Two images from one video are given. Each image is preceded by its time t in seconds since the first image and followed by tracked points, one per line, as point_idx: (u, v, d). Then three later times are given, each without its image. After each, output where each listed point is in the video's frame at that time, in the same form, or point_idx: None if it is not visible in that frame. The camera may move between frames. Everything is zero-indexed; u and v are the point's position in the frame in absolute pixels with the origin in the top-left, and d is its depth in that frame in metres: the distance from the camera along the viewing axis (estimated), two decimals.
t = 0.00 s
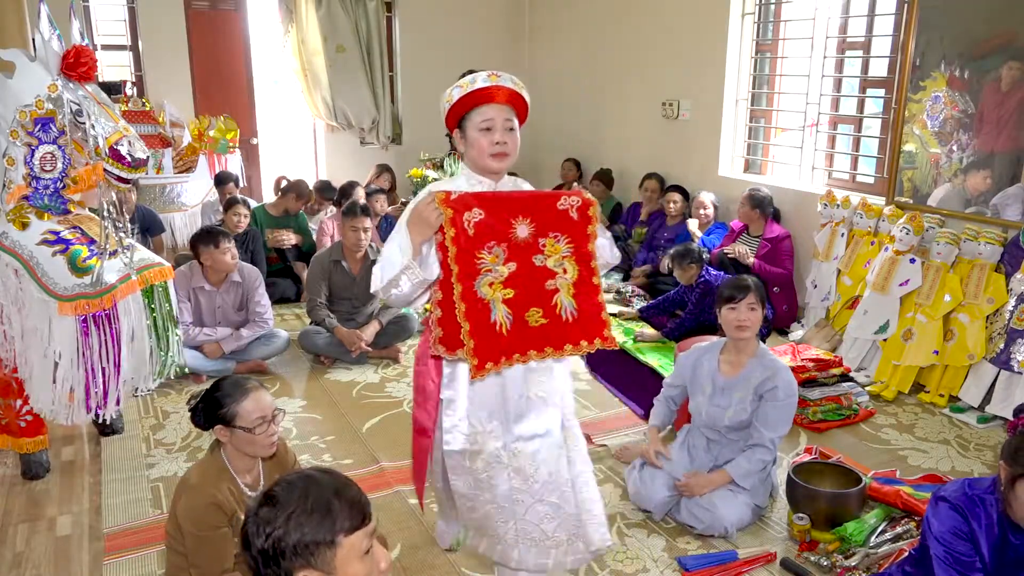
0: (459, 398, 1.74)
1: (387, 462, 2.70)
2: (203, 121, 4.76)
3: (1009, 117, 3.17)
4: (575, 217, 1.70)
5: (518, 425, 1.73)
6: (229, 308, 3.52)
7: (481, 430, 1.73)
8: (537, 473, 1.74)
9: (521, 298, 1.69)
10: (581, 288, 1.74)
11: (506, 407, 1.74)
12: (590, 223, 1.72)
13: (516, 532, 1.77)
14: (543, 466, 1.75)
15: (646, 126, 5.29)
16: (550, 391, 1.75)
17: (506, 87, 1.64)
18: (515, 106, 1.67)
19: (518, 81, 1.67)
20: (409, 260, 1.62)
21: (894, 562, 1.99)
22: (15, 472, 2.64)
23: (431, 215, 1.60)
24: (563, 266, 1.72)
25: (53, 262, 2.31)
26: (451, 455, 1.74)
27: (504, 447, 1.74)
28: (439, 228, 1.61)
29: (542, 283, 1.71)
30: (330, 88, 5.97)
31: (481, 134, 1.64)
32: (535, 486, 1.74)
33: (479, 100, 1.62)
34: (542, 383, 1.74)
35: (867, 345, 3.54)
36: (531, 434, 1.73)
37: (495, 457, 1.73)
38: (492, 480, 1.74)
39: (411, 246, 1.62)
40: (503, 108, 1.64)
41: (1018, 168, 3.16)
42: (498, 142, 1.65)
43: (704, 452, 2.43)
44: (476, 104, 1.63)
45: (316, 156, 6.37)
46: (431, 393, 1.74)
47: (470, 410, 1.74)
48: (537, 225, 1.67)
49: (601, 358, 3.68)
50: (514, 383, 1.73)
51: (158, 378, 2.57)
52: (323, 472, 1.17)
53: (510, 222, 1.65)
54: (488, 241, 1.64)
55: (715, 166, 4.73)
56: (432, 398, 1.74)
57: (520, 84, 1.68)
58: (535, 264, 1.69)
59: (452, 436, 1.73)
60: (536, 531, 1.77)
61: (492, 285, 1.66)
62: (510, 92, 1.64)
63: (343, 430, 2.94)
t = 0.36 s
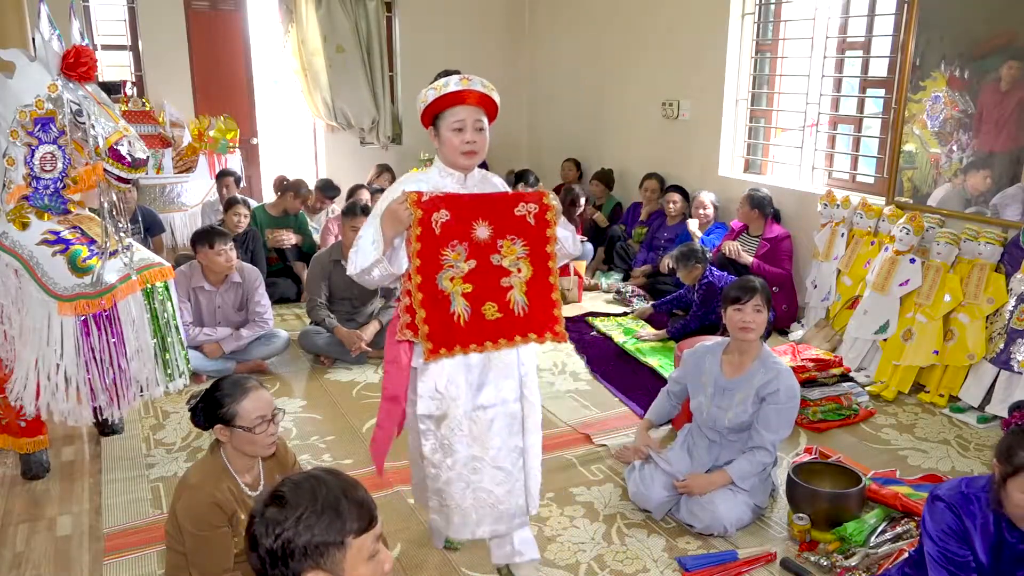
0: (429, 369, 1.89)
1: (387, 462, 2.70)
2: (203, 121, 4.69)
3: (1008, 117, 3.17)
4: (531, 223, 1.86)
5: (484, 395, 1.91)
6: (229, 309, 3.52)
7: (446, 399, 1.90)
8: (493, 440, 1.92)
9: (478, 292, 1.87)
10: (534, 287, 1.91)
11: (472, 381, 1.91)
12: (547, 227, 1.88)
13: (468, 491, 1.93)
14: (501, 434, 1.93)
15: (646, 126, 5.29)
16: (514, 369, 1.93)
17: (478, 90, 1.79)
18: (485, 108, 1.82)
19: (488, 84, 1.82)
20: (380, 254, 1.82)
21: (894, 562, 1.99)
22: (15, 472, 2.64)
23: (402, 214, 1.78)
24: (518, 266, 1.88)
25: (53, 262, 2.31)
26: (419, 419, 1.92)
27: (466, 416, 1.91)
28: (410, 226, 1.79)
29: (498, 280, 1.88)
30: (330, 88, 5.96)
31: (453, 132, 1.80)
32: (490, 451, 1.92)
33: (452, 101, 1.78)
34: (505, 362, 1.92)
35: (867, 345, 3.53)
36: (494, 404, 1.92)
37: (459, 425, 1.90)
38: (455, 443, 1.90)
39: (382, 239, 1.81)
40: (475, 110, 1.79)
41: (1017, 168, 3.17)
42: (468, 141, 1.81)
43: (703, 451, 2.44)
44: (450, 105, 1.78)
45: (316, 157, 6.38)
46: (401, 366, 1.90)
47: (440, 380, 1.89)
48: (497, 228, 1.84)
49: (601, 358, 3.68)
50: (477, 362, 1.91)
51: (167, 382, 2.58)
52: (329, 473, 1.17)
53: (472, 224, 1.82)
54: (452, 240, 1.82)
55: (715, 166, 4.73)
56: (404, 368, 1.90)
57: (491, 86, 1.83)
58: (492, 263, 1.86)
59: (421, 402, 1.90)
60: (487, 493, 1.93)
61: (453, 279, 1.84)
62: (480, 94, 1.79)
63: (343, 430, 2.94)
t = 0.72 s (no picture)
0: (425, 348, 2.03)
1: (387, 462, 2.70)
2: (203, 121, 4.67)
3: (1008, 117, 3.18)
4: (516, 203, 1.99)
5: (478, 374, 2.05)
6: (229, 309, 3.52)
7: (444, 376, 2.05)
8: (490, 413, 2.08)
9: (467, 270, 2.00)
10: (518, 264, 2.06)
11: (466, 359, 2.05)
12: (531, 207, 2.02)
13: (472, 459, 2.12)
14: (497, 408, 2.09)
15: (646, 126, 5.30)
16: (504, 345, 2.09)
17: (463, 76, 1.90)
18: (472, 94, 1.93)
19: (474, 72, 1.93)
20: (374, 235, 1.90)
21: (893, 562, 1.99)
22: (15, 472, 2.64)
23: (395, 194, 1.86)
24: (504, 245, 2.02)
25: (53, 262, 2.31)
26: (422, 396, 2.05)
27: (462, 391, 2.06)
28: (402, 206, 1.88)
29: (485, 259, 2.01)
30: (329, 88, 5.96)
31: (440, 118, 1.91)
32: (488, 424, 2.09)
33: (439, 88, 1.88)
34: (494, 340, 2.08)
35: (867, 345, 3.53)
36: (488, 381, 2.07)
37: (457, 400, 2.06)
38: (456, 418, 2.07)
39: (376, 220, 1.89)
40: (461, 96, 1.89)
41: (1017, 168, 3.17)
42: (455, 125, 1.91)
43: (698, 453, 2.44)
44: (437, 91, 1.89)
45: (316, 156, 6.40)
46: (394, 343, 2.01)
47: (437, 358, 2.04)
48: (485, 209, 1.96)
49: (601, 357, 3.68)
50: (470, 339, 2.04)
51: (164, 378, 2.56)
52: (331, 471, 1.17)
53: (461, 206, 1.93)
54: (442, 221, 1.92)
55: (715, 166, 4.73)
56: (396, 349, 2.01)
57: (476, 74, 1.94)
58: (480, 242, 1.99)
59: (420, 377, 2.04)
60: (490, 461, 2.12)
61: (442, 258, 1.96)
62: (466, 80, 1.90)
63: (343, 431, 2.94)
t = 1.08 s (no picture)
0: (415, 344, 2.03)
1: (387, 462, 2.70)
2: (203, 121, 4.68)
3: (1008, 117, 3.18)
4: (507, 212, 1.98)
5: (465, 370, 2.05)
6: (229, 309, 3.52)
7: (430, 372, 2.05)
8: (473, 411, 2.08)
9: (452, 273, 2.00)
10: (506, 273, 2.04)
11: (454, 355, 2.06)
12: (523, 217, 2.00)
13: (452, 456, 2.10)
14: (482, 406, 2.10)
15: (646, 126, 5.30)
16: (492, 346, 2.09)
17: (459, 78, 1.89)
18: (468, 96, 1.92)
19: (470, 73, 1.93)
20: (365, 233, 1.90)
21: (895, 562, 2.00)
22: (15, 472, 2.64)
23: (385, 192, 1.88)
24: (493, 252, 2.01)
25: (53, 262, 2.31)
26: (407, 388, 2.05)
27: (448, 386, 2.07)
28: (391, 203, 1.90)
29: (471, 263, 2.00)
30: (329, 88, 5.97)
31: (435, 118, 1.91)
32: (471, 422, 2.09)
33: (435, 89, 1.88)
34: (482, 341, 2.06)
35: (867, 345, 3.53)
36: (474, 379, 2.07)
37: (442, 394, 2.07)
38: (439, 412, 2.07)
39: (369, 220, 1.89)
40: (456, 97, 1.89)
41: (1017, 168, 3.17)
42: (448, 125, 1.91)
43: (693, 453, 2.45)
44: (432, 91, 1.89)
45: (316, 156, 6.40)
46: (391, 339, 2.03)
47: (425, 353, 2.04)
48: (475, 214, 1.96)
49: (601, 358, 3.67)
50: (458, 339, 2.04)
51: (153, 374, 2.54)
52: (334, 472, 1.17)
53: (450, 208, 1.94)
54: (429, 221, 1.93)
55: (715, 166, 4.73)
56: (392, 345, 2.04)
57: (473, 75, 1.93)
58: (467, 246, 1.98)
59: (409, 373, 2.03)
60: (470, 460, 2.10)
61: (428, 259, 1.96)
62: (462, 82, 1.90)
63: (343, 430, 2.94)
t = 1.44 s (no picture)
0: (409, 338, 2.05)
1: (387, 462, 2.70)
2: (203, 121, 4.68)
3: (1008, 117, 3.18)
4: (510, 301, 1.98)
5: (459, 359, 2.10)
6: (229, 309, 3.52)
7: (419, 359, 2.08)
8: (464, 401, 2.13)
9: (457, 358, 2.03)
10: (512, 356, 2.04)
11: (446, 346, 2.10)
12: (525, 305, 2.00)
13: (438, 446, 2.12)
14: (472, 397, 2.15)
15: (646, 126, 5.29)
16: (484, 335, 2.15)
17: (460, 72, 1.96)
18: (468, 90, 1.99)
19: (470, 68, 2.00)
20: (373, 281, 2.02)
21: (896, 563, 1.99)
22: (15, 472, 2.64)
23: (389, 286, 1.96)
24: (497, 337, 2.01)
25: (53, 262, 2.31)
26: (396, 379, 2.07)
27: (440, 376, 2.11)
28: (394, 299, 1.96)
29: (476, 348, 2.02)
30: (329, 88, 5.98)
31: (436, 112, 1.98)
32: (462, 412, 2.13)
33: (436, 83, 1.95)
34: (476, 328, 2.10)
35: (867, 345, 3.53)
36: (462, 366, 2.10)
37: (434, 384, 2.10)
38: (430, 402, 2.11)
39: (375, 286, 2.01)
40: (458, 90, 1.96)
41: (1017, 168, 3.17)
42: (450, 118, 1.98)
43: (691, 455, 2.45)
44: (434, 85, 1.96)
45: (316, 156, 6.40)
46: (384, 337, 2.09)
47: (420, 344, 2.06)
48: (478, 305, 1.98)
49: (601, 358, 3.68)
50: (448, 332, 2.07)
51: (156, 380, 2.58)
52: (336, 471, 1.17)
53: (453, 302, 1.96)
54: (435, 317, 1.97)
55: (716, 166, 4.73)
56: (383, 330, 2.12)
57: (473, 71, 2.00)
58: (472, 335, 2.00)
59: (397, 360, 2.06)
60: (456, 449, 2.14)
61: (433, 348, 2.00)
62: (463, 77, 1.97)
63: (343, 430, 2.94)
